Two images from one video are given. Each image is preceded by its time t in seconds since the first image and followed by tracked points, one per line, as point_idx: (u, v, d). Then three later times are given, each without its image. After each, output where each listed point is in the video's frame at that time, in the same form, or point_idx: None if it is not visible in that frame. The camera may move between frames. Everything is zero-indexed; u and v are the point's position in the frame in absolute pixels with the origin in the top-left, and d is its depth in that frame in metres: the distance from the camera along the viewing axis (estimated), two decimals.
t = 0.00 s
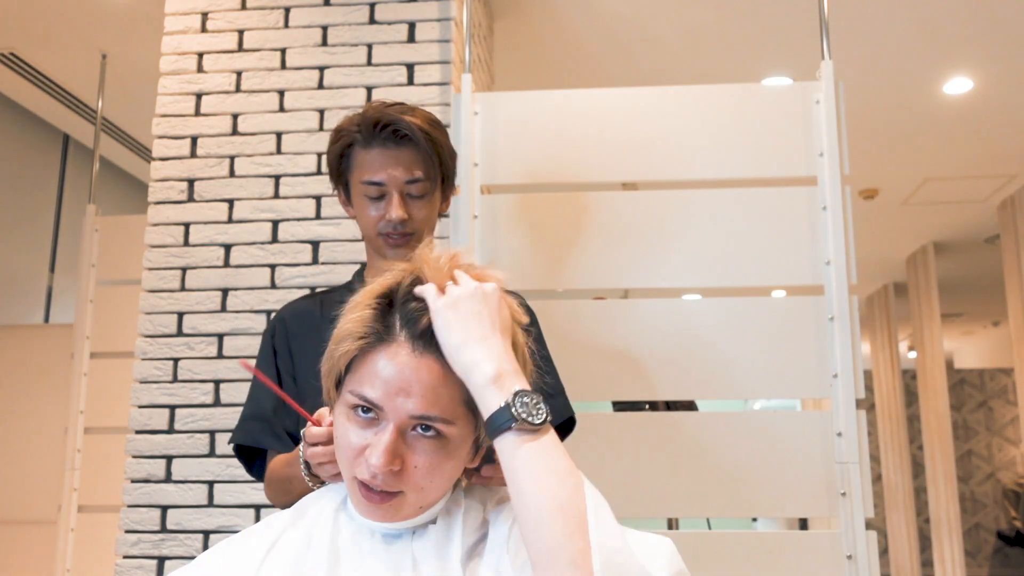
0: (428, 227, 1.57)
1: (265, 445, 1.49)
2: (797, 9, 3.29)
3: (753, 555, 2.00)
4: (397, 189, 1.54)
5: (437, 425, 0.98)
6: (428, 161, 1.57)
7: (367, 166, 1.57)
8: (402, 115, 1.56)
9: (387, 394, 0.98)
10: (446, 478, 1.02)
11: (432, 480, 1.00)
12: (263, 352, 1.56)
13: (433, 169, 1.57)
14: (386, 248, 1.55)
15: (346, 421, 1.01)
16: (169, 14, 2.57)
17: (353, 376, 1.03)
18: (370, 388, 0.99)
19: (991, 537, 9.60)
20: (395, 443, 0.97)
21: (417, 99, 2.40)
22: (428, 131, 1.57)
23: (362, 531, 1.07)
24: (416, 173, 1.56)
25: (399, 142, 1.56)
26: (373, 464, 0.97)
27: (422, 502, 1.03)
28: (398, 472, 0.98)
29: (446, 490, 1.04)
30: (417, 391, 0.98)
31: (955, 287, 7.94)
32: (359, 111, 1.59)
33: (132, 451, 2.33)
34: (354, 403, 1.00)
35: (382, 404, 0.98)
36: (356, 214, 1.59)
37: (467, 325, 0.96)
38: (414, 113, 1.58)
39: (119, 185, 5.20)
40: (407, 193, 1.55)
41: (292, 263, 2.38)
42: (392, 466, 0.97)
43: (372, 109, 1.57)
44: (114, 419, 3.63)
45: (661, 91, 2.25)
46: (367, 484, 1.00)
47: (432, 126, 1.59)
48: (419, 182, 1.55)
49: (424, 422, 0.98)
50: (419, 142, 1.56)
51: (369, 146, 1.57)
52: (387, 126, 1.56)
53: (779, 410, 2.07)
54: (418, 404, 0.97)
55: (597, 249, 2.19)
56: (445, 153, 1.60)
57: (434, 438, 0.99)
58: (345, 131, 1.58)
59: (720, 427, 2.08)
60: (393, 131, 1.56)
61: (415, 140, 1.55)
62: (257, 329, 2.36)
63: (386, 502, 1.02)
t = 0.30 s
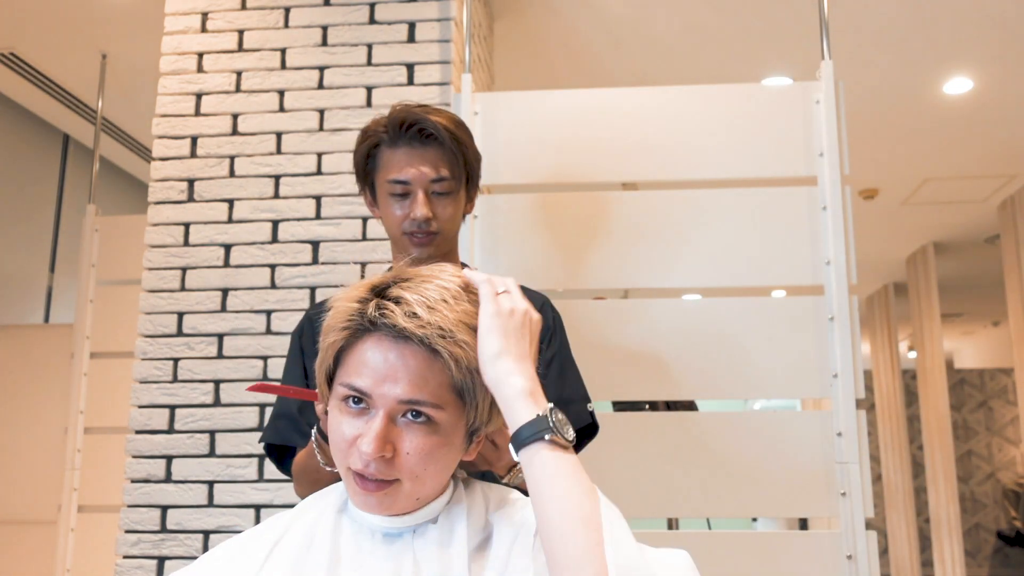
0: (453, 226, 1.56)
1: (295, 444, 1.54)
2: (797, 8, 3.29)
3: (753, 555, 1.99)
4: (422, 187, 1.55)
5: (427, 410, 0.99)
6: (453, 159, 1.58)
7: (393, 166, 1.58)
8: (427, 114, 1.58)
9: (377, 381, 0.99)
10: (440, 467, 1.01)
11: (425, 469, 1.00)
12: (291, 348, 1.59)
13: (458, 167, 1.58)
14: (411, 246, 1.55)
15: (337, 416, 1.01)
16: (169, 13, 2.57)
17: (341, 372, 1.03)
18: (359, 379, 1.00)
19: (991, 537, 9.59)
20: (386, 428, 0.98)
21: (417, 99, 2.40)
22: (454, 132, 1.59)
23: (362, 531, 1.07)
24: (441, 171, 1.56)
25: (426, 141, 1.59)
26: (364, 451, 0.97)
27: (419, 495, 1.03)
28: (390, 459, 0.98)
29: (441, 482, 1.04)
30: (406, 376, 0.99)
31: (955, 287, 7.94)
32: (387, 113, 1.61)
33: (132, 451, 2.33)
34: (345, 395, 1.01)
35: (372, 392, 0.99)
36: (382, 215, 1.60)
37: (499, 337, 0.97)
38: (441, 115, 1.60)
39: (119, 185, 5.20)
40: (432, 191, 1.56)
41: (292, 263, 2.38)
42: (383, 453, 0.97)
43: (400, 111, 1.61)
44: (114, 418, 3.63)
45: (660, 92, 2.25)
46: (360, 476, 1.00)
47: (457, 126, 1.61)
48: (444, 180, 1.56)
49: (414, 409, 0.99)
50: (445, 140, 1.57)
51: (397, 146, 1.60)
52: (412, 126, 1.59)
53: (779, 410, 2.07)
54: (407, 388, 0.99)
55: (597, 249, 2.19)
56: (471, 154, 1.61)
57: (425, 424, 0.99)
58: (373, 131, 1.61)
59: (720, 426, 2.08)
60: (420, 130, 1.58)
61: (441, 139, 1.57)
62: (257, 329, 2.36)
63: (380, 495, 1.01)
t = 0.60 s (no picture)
0: (470, 238, 1.54)
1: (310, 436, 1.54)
2: (797, 8, 3.29)
3: (753, 555, 2.00)
4: (439, 199, 1.53)
5: (415, 384, 1.00)
6: (473, 171, 1.54)
7: (411, 175, 1.55)
8: (446, 126, 1.54)
9: (364, 361, 1.01)
10: (435, 445, 1.02)
11: (420, 448, 1.00)
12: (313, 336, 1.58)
13: (477, 178, 1.55)
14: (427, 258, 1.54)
15: (329, 400, 1.02)
16: (169, 13, 2.57)
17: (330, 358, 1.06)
18: (347, 360, 1.02)
19: (991, 537, 9.59)
20: (377, 405, 0.99)
21: (417, 98, 2.41)
22: (473, 144, 1.55)
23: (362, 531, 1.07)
24: (459, 183, 1.53)
25: (445, 151, 1.55)
26: (357, 430, 0.98)
27: (416, 480, 1.03)
28: (385, 437, 0.99)
29: (438, 464, 1.04)
30: (392, 352, 1.01)
31: (955, 287, 7.94)
32: (406, 120, 1.57)
33: (132, 451, 2.33)
34: (334, 381, 1.02)
35: (360, 372, 1.01)
36: (399, 222, 1.58)
37: None
38: (461, 126, 1.56)
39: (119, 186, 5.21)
40: (449, 204, 1.53)
41: (292, 263, 2.38)
42: (375, 431, 0.98)
43: (420, 117, 1.56)
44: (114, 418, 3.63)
45: (659, 91, 2.25)
46: (355, 461, 1.00)
47: (477, 135, 1.56)
48: (462, 193, 1.54)
49: (402, 385, 1.00)
50: (464, 151, 1.53)
51: (415, 154, 1.56)
52: (432, 136, 1.54)
53: (779, 410, 2.07)
54: (394, 363, 1.00)
55: (598, 249, 2.20)
56: (491, 167, 1.57)
57: (415, 398, 1.00)
58: (392, 139, 1.57)
59: (720, 425, 2.08)
60: (439, 140, 1.54)
61: (461, 151, 1.53)
62: (257, 329, 2.36)
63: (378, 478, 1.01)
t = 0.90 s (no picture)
0: (473, 231, 1.53)
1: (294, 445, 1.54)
2: (798, 8, 3.29)
3: (754, 555, 1.99)
4: (442, 191, 1.52)
5: (412, 364, 1.05)
6: (476, 163, 1.54)
7: (415, 168, 1.55)
8: (452, 119, 1.54)
9: (362, 346, 1.05)
10: (435, 425, 1.04)
11: (419, 429, 1.03)
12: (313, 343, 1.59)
13: (481, 171, 1.54)
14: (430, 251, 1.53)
15: (329, 389, 1.06)
16: (168, 13, 2.57)
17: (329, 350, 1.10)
18: (346, 348, 1.06)
19: (991, 537, 9.59)
20: (376, 386, 1.03)
21: (417, 98, 2.40)
22: (479, 139, 1.55)
23: (364, 530, 1.07)
24: (462, 175, 1.53)
25: (449, 145, 1.55)
26: (357, 411, 1.01)
27: (418, 464, 1.05)
28: (385, 416, 1.02)
29: (439, 447, 1.06)
30: (389, 334, 1.06)
31: (955, 287, 7.94)
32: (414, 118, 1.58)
33: (132, 451, 2.33)
34: (334, 370, 1.06)
35: (359, 356, 1.05)
36: (404, 217, 1.58)
37: None
38: (468, 121, 1.56)
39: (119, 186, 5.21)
40: (452, 196, 1.52)
41: (292, 263, 2.38)
42: (375, 410, 1.01)
43: (426, 113, 1.57)
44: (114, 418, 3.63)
45: (659, 92, 2.25)
46: (357, 445, 1.03)
47: (482, 130, 1.57)
48: (465, 185, 1.53)
49: (400, 367, 1.05)
50: (468, 144, 1.53)
51: (420, 148, 1.57)
52: (436, 130, 1.55)
53: (779, 410, 2.07)
54: (392, 345, 1.05)
55: (598, 249, 2.19)
56: (494, 161, 1.56)
57: (412, 378, 1.04)
58: (399, 135, 1.58)
59: (720, 425, 2.08)
60: (443, 134, 1.54)
61: (465, 144, 1.53)
62: (257, 329, 2.35)
63: (380, 462, 1.03)
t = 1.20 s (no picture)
0: (471, 228, 1.52)
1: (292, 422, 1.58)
2: (798, 8, 3.29)
3: (754, 555, 1.99)
4: (439, 189, 1.53)
5: (425, 353, 1.10)
6: (472, 163, 1.55)
7: (413, 171, 1.56)
8: (447, 123, 1.56)
9: (376, 335, 1.10)
10: (446, 414, 1.09)
11: (431, 416, 1.07)
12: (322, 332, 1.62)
13: (477, 170, 1.55)
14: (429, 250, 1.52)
15: (342, 378, 1.10)
16: (168, 13, 2.57)
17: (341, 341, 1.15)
18: (359, 338, 1.11)
19: (991, 537, 9.58)
20: (390, 374, 1.07)
21: (417, 98, 2.40)
22: (474, 141, 1.56)
23: (368, 526, 1.11)
24: (458, 174, 1.54)
25: (445, 148, 1.56)
26: (371, 396, 1.06)
27: (428, 453, 1.09)
28: (397, 402, 1.06)
29: (448, 437, 1.10)
30: (403, 324, 1.11)
31: (955, 287, 7.94)
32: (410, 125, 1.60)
33: (131, 451, 2.33)
34: (346, 359, 1.11)
35: (373, 346, 1.10)
36: (403, 220, 1.57)
37: None
38: (464, 125, 1.58)
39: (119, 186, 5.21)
40: (449, 194, 1.53)
41: (292, 263, 2.38)
42: (389, 396, 1.06)
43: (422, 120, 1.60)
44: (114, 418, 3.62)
45: (659, 91, 2.25)
46: (369, 431, 1.07)
47: (477, 133, 1.59)
48: (462, 183, 1.53)
49: (413, 357, 1.09)
50: (463, 145, 1.55)
51: (416, 152, 1.58)
52: (432, 134, 1.57)
53: (779, 410, 2.07)
54: (405, 334, 1.10)
55: (598, 250, 2.19)
56: (489, 162, 1.58)
57: (424, 367, 1.09)
58: (396, 142, 1.60)
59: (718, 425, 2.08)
60: (439, 137, 1.56)
61: (460, 145, 1.55)
62: (257, 329, 2.35)
63: (392, 447, 1.07)
